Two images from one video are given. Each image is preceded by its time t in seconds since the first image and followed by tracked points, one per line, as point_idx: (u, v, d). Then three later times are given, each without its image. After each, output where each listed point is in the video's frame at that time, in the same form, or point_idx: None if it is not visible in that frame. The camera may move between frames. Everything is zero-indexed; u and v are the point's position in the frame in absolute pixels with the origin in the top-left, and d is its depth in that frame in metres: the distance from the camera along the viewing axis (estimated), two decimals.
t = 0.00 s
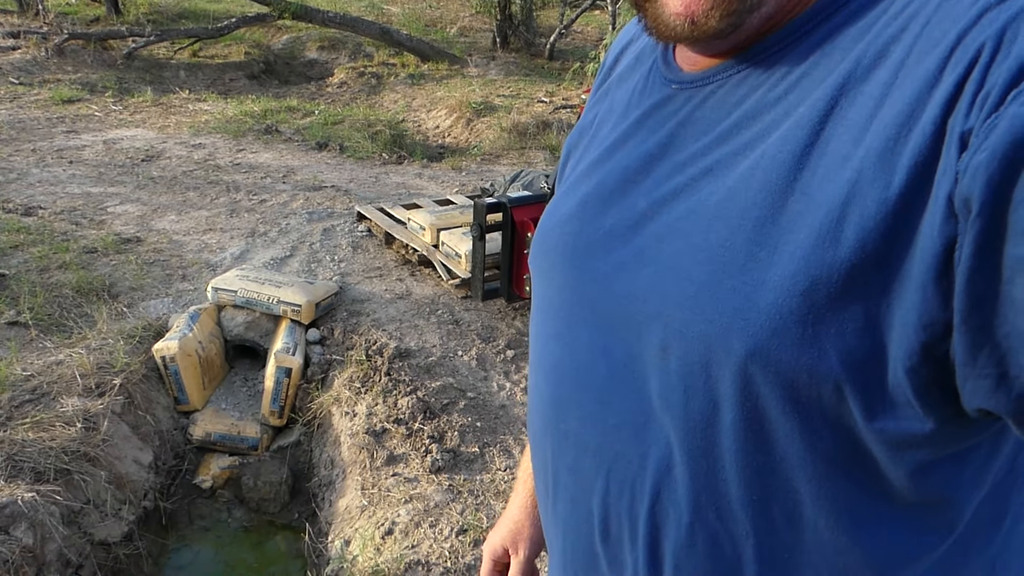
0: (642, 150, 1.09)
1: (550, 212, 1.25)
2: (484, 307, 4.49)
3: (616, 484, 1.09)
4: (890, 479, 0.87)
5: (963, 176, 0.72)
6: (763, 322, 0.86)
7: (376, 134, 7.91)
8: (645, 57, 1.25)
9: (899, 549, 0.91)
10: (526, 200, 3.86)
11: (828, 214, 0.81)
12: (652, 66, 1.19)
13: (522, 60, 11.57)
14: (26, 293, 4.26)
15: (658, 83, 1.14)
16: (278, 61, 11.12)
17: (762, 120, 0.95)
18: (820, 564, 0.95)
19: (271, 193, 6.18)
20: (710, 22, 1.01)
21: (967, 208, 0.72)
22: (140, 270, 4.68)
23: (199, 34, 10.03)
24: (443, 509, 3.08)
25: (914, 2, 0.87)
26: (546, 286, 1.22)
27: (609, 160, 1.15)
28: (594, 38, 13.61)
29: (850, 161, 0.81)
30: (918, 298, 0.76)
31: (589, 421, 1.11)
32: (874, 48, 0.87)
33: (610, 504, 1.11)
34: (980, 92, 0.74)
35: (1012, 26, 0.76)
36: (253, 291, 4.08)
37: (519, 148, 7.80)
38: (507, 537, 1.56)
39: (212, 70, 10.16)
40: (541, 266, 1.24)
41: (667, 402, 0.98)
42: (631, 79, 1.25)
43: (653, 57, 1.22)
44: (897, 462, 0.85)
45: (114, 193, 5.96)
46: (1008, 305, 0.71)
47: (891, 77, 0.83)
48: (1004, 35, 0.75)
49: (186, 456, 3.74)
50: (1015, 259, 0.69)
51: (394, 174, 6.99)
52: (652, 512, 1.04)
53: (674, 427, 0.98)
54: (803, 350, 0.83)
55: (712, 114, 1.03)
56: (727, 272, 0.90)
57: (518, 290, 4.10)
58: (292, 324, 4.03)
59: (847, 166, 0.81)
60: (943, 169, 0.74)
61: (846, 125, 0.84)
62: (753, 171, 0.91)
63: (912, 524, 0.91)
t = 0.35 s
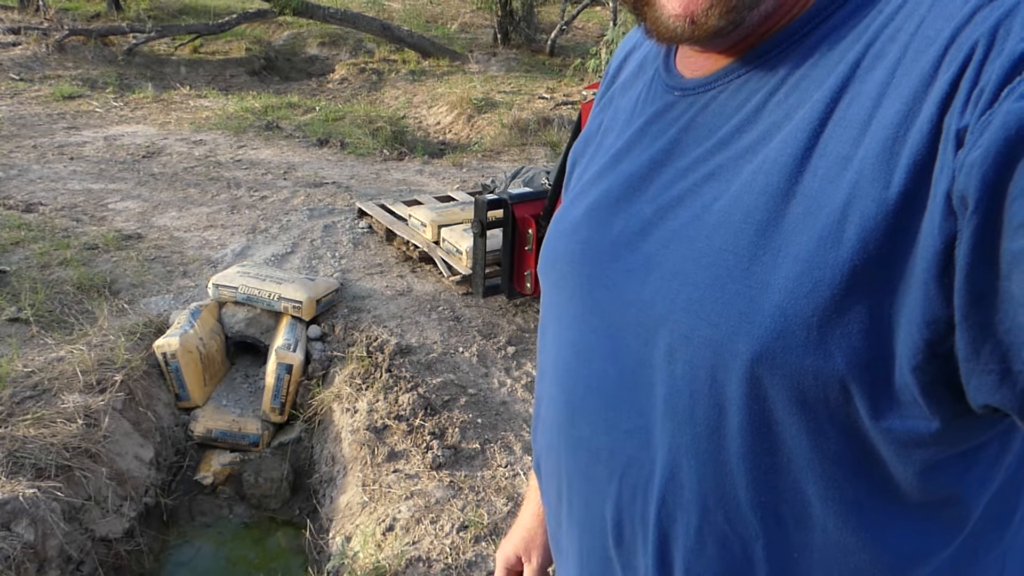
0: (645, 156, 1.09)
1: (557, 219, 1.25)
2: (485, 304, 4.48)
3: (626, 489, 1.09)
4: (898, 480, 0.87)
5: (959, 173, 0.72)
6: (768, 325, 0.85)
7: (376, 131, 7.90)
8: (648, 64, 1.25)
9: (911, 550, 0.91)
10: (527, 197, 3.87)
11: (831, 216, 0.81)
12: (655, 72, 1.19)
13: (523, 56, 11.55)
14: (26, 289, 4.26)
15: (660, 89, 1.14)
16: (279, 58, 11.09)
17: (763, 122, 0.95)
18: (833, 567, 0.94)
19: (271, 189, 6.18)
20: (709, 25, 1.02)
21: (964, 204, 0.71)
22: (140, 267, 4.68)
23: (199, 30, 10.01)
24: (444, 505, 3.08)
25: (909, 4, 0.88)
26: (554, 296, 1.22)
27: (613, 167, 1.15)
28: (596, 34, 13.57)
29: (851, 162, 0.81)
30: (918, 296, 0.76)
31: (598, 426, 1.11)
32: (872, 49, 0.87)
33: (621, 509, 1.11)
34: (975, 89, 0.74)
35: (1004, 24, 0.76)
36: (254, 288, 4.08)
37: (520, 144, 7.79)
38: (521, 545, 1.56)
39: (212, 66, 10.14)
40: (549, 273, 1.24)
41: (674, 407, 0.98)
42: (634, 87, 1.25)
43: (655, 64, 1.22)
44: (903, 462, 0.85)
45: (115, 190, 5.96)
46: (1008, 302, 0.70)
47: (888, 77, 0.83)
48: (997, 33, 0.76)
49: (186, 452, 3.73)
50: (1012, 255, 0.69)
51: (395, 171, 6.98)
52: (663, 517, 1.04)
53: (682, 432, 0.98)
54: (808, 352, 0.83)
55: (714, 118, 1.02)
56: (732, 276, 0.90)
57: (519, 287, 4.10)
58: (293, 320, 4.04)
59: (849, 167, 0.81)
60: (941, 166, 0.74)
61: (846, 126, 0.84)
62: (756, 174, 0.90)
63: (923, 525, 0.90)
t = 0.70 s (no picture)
0: (654, 153, 1.09)
1: (566, 214, 1.25)
2: (485, 301, 4.48)
3: (625, 485, 1.09)
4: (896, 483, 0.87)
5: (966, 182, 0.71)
6: (768, 325, 0.85)
7: (376, 128, 7.89)
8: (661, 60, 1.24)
9: (906, 552, 0.91)
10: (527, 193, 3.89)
11: (831, 218, 0.81)
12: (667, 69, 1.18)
13: (523, 52, 11.53)
14: (27, 287, 4.26)
15: (670, 87, 1.14)
16: (279, 55, 11.07)
17: (767, 122, 0.95)
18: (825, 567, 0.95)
19: (272, 186, 6.18)
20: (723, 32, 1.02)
21: (972, 212, 0.70)
22: (141, 264, 4.68)
23: (199, 27, 9.99)
24: (445, 502, 3.08)
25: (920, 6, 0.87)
26: (562, 288, 1.22)
27: (622, 162, 1.14)
28: (596, 30, 13.54)
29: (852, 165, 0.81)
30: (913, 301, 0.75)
31: (600, 422, 1.11)
32: (881, 51, 0.86)
33: (621, 506, 1.10)
34: (984, 95, 0.73)
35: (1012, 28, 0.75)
36: (254, 285, 4.08)
37: (520, 141, 7.79)
38: (529, 530, 1.56)
39: (212, 63, 10.13)
40: (558, 267, 1.24)
41: (675, 405, 0.98)
42: (647, 83, 1.24)
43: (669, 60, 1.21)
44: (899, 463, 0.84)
45: (115, 187, 5.95)
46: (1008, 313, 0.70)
47: (894, 80, 0.82)
48: (1003, 38, 0.75)
49: (187, 450, 3.73)
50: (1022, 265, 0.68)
51: (395, 168, 6.97)
52: (661, 514, 1.04)
53: (683, 429, 0.98)
54: (807, 352, 0.83)
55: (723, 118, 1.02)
56: (731, 275, 0.90)
57: (519, 284, 4.10)
58: (293, 318, 4.04)
59: (846, 169, 0.81)
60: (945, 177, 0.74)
61: (851, 128, 0.83)
62: (759, 174, 0.90)
63: (920, 526, 0.90)
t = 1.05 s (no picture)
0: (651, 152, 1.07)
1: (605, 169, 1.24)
2: (486, 299, 4.48)
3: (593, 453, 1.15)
4: (823, 501, 0.90)
5: (902, 283, 0.70)
6: (700, 339, 0.89)
7: (377, 125, 7.89)
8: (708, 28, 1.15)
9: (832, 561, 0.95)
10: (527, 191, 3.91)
11: (768, 268, 0.81)
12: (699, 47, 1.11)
13: (523, 50, 11.52)
14: (27, 284, 4.25)
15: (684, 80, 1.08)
16: (281, 52, 11.08)
17: (741, 139, 0.92)
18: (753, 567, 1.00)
19: (272, 184, 6.18)
20: (734, 21, 0.98)
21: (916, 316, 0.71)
22: (141, 262, 4.68)
23: (200, 24, 9.99)
24: (445, 500, 3.08)
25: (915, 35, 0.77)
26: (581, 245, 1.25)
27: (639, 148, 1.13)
28: (597, 28, 13.53)
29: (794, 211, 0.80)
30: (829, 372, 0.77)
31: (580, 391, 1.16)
32: (856, 76, 0.79)
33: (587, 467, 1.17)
34: (927, 192, 0.69)
35: (976, 101, 0.68)
36: (254, 282, 4.07)
37: (520, 139, 7.80)
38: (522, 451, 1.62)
39: (213, 61, 10.13)
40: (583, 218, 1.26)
41: (633, 393, 1.02)
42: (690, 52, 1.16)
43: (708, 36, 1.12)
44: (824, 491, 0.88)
45: (115, 184, 5.96)
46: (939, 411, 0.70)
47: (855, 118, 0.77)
48: (959, 110, 0.69)
49: (187, 447, 3.73)
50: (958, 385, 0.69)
51: (396, 166, 6.97)
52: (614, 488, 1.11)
53: (639, 418, 1.02)
54: (728, 370, 0.87)
55: (702, 129, 1.00)
56: (683, 289, 0.91)
57: (520, 282, 4.09)
58: (294, 315, 4.04)
59: (790, 213, 0.80)
60: (875, 258, 0.73)
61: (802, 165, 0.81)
62: (718, 199, 0.90)
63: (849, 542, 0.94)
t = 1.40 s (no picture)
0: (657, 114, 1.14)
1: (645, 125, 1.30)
2: (486, 298, 4.48)
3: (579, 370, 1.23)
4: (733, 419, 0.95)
5: (763, 224, 0.80)
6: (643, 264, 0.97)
7: (377, 124, 7.88)
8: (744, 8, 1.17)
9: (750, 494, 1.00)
10: (527, 190, 3.91)
11: (685, 207, 0.90)
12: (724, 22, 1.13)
13: (524, 49, 11.52)
14: (27, 283, 4.25)
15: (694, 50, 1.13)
16: (281, 51, 11.06)
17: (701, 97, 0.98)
18: (699, 515, 1.05)
19: (273, 183, 6.18)
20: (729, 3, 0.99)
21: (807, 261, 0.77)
22: (142, 261, 4.68)
23: (200, 23, 9.98)
24: (445, 499, 3.07)
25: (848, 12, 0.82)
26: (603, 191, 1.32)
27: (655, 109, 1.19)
28: (597, 27, 13.53)
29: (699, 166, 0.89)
30: (722, 289, 0.86)
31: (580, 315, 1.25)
32: (798, 44, 0.85)
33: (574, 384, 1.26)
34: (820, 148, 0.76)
35: (877, 76, 0.74)
36: (255, 281, 4.07)
37: (520, 139, 7.80)
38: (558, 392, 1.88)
39: (213, 60, 10.13)
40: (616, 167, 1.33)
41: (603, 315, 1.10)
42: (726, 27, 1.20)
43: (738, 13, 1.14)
44: (749, 392, 0.93)
45: (116, 183, 5.95)
46: (778, 324, 0.80)
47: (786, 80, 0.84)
48: (861, 80, 0.75)
49: (187, 446, 3.74)
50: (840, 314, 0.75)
51: (396, 165, 6.97)
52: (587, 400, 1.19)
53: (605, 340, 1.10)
54: (663, 291, 0.94)
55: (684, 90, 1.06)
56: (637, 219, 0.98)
57: (520, 280, 4.09)
58: (294, 314, 4.04)
59: (710, 158, 0.88)
60: (761, 204, 0.81)
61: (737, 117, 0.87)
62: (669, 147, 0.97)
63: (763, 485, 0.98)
